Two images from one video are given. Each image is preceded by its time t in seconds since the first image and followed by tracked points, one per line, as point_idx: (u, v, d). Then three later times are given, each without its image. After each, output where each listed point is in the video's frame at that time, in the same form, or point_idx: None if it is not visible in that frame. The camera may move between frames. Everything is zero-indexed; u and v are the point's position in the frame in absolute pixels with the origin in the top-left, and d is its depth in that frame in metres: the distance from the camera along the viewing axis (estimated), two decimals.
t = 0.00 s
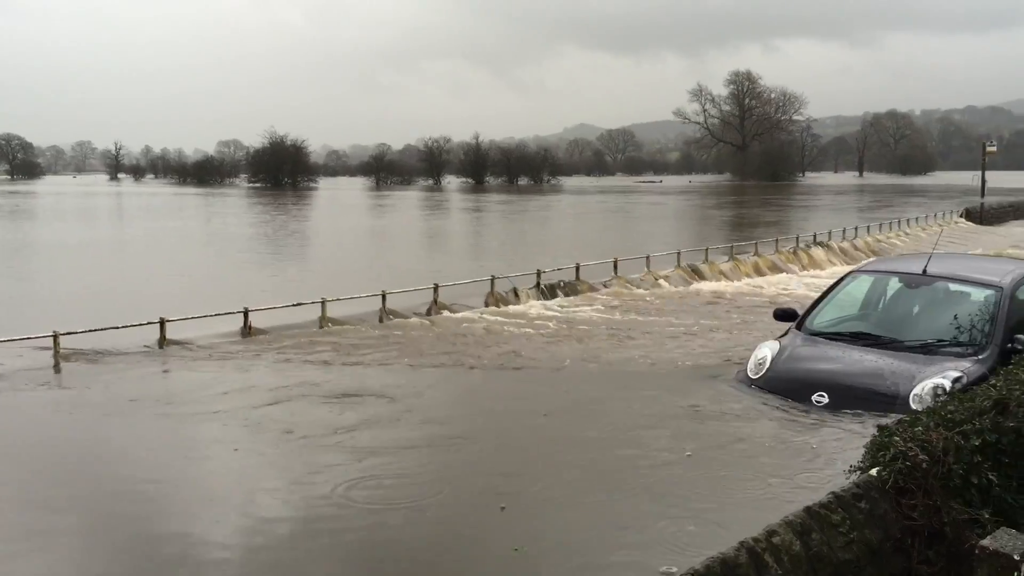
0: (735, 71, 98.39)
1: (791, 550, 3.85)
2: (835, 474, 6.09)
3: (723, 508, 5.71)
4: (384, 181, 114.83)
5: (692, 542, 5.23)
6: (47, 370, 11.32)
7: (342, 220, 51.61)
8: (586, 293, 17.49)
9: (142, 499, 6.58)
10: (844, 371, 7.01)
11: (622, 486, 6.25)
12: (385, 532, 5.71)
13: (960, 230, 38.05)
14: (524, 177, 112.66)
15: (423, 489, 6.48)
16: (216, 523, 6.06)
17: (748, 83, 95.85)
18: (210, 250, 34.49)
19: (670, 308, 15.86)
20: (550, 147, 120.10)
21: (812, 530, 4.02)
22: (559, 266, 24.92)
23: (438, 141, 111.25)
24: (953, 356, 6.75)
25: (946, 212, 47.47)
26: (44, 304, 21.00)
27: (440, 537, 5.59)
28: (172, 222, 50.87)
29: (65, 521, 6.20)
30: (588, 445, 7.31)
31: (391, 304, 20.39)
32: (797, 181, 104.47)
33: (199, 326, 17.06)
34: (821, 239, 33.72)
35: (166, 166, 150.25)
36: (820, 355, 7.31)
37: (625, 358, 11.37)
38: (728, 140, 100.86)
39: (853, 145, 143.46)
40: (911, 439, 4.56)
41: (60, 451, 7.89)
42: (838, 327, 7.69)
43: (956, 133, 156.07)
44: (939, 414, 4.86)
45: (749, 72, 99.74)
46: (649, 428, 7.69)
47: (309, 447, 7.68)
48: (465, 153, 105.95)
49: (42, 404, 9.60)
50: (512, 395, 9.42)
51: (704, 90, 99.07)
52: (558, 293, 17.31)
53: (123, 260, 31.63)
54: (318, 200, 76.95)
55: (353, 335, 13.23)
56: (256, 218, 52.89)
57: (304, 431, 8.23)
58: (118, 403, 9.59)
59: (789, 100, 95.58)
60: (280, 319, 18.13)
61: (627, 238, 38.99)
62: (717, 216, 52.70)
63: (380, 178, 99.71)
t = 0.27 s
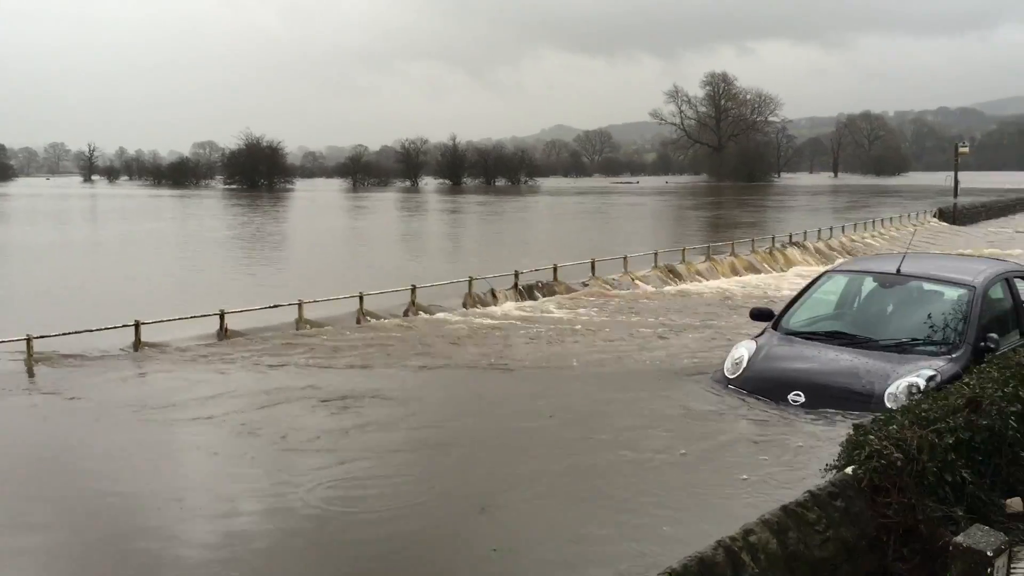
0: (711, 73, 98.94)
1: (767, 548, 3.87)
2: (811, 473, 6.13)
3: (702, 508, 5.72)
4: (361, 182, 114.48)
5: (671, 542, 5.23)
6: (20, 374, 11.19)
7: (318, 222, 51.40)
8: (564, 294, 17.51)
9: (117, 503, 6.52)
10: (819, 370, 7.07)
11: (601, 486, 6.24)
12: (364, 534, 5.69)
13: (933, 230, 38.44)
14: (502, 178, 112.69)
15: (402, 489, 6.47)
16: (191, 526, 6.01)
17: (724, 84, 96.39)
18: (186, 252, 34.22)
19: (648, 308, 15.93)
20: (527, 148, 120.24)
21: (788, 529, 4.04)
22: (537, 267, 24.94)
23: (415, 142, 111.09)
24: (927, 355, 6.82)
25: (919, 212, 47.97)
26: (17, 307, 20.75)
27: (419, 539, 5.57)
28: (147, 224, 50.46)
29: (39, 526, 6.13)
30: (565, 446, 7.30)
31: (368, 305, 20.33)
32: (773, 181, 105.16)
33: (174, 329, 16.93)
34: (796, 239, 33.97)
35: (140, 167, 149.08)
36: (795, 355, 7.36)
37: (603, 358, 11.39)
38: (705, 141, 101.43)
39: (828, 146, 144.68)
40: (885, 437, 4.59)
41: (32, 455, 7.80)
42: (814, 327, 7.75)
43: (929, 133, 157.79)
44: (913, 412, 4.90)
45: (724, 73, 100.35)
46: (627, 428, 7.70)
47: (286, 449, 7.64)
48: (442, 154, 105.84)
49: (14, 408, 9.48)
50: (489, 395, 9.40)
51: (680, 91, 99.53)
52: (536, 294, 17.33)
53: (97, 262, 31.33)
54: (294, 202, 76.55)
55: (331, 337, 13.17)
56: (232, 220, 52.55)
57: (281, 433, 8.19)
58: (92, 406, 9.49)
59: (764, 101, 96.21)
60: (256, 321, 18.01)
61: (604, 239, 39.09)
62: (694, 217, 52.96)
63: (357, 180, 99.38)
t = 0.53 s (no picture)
0: (682, 72, 99.37)
1: (739, 543, 3.90)
2: (782, 468, 6.18)
3: (675, 505, 5.74)
4: (333, 181, 113.90)
5: (643, 539, 5.25)
6: None
7: (290, 222, 51.07)
8: (537, 293, 17.51)
9: (85, 505, 6.44)
10: (789, 366, 7.13)
11: (574, 484, 6.25)
12: (337, 533, 5.67)
13: (901, 228, 38.87)
14: (474, 177, 112.58)
15: (375, 488, 6.45)
16: (161, 529, 5.96)
17: (694, 83, 96.89)
18: (155, 252, 33.87)
19: (620, 306, 15.98)
20: (500, 147, 120.19)
21: (760, 523, 4.07)
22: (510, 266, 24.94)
23: (387, 141, 110.72)
24: (895, 351, 6.91)
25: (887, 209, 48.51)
26: None
27: (393, 538, 5.55)
28: (115, 224, 49.88)
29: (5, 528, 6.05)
30: (538, 443, 7.31)
31: (340, 305, 20.22)
32: (744, 180, 105.89)
33: (144, 330, 16.74)
34: (766, 237, 34.25)
35: (108, 167, 147.37)
36: (766, 351, 7.43)
37: (576, 356, 11.40)
38: (676, 139, 101.90)
39: (797, 144, 145.90)
40: (855, 432, 4.64)
41: None
42: (784, 324, 7.81)
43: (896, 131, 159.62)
44: (882, 407, 4.96)
45: (695, 72, 100.84)
46: (600, 426, 7.73)
47: (257, 450, 7.60)
48: (415, 153, 105.55)
49: None
50: (463, 394, 9.39)
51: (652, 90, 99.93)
52: (509, 293, 17.33)
53: (64, 262, 30.91)
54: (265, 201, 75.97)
55: (303, 336, 13.08)
56: (202, 219, 52.08)
57: (253, 433, 8.13)
58: (61, 409, 9.37)
59: (734, 100, 96.82)
60: (227, 321, 17.86)
61: (577, 238, 39.15)
62: (666, 215, 53.21)
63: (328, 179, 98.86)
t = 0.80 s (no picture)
0: (652, 70, 99.78)
1: (710, 538, 3.94)
2: (753, 464, 6.22)
3: (646, 502, 5.76)
4: (303, 180, 113.24)
5: (616, 536, 5.26)
6: None
7: (259, 221, 50.67)
8: (509, 291, 17.52)
9: (51, 506, 6.37)
10: (759, 363, 7.19)
11: (546, 482, 6.28)
12: (311, 534, 5.66)
13: (868, 225, 39.30)
14: (446, 176, 112.36)
15: (348, 489, 6.44)
16: (130, 528, 5.91)
17: (664, 81, 97.30)
18: (122, 253, 33.46)
19: (592, 304, 16.01)
20: (471, 146, 120.00)
21: (731, 519, 4.11)
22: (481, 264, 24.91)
23: (358, 139, 110.24)
24: (863, 347, 6.99)
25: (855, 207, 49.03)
26: None
27: (367, 537, 5.55)
28: (82, 224, 49.28)
29: None
30: (511, 442, 7.31)
31: (312, 304, 20.09)
32: (714, 177, 106.50)
33: (112, 330, 16.55)
34: (737, 234, 34.49)
35: (75, 166, 145.47)
36: (737, 348, 7.48)
37: (547, 354, 11.43)
38: (647, 138, 102.33)
39: (767, 143, 147.00)
40: (824, 428, 4.70)
41: None
42: (754, 320, 7.87)
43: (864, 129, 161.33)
44: (850, 403, 5.03)
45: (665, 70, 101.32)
46: (571, 424, 7.74)
47: (227, 451, 7.54)
48: (386, 151, 105.16)
49: None
50: (435, 393, 9.37)
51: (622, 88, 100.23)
52: (481, 291, 17.33)
53: (30, 263, 30.47)
54: (235, 200, 75.30)
55: (274, 337, 12.99)
56: (171, 219, 51.57)
57: (222, 434, 8.07)
58: (26, 412, 9.25)
59: (704, 98, 97.39)
60: (196, 321, 17.71)
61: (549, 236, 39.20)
62: (637, 213, 53.42)
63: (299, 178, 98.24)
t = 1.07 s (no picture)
0: (627, 71, 100.17)
1: (687, 538, 3.96)
2: (729, 464, 6.26)
3: (622, 502, 5.79)
4: (278, 181, 112.68)
5: (593, 537, 5.28)
6: None
7: (234, 223, 50.37)
8: (485, 292, 17.53)
9: (23, 514, 6.30)
10: (735, 363, 7.24)
11: (524, 483, 6.29)
12: (288, 538, 5.63)
13: (841, 224, 39.67)
14: (422, 177, 112.22)
15: (324, 493, 6.41)
16: (103, 535, 5.86)
17: (639, 82, 97.72)
18: (95, 256, 33.14)
19: (568, 305, 16.06)
20: (447, 147, 119.89)
21: (708, 519, 4.13)
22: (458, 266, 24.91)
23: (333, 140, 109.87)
24: (837, 346, 7.05)
25: (829, 207, 49.46)
26: None
27: (344, 540, 5.54)
28: (54, 226, 48.77)
29: None
30: (487, 444, 7.32)
31: (287, 307, 20.01)
32: (688, 178, 107.07)
33: (85, 334, 16.40)
34: (712, 235, 34.70)
35: (46, 168, 143.90)
36: (713, 348, 7.53)
37: (524, 355, 11.44)
38: (622, 139, 102.72)
39: (742, 143, 147.93)
40: (799, 427, 4.73)
41: None
42: (729, 320, 7.91)
43: (837, 130, 162.74)
44: (825, 401, 5.07)
45: (640, 71, 101.77)
46: (547, 425, 7.76)
47: (202, 455, 7.49)
48: (361, 152, 104.87)
49: None
50: (412, 395, 9.36)
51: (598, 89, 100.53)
52: (458, 293, 17.33)
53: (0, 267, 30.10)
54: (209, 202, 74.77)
55: (250, 340, 12.93)
56: (144, 221, 51.12)
57: (196, 439, 8.01)
58: None
59: (679, 99, 97.90)
60: (170, 325, 17.58)
61: (525, 237, 39.25)
62: (613, 214, 53.62)
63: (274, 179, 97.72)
